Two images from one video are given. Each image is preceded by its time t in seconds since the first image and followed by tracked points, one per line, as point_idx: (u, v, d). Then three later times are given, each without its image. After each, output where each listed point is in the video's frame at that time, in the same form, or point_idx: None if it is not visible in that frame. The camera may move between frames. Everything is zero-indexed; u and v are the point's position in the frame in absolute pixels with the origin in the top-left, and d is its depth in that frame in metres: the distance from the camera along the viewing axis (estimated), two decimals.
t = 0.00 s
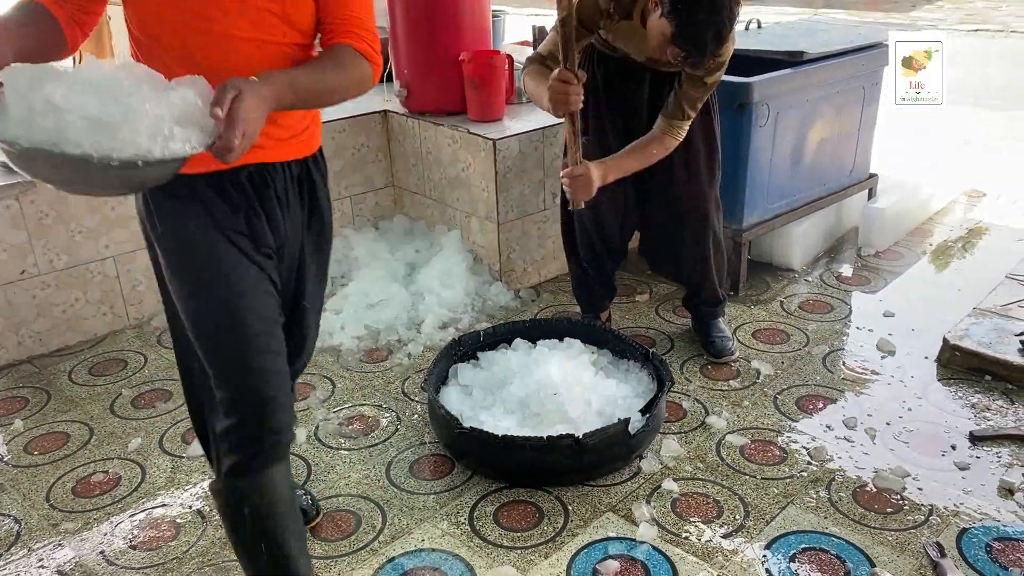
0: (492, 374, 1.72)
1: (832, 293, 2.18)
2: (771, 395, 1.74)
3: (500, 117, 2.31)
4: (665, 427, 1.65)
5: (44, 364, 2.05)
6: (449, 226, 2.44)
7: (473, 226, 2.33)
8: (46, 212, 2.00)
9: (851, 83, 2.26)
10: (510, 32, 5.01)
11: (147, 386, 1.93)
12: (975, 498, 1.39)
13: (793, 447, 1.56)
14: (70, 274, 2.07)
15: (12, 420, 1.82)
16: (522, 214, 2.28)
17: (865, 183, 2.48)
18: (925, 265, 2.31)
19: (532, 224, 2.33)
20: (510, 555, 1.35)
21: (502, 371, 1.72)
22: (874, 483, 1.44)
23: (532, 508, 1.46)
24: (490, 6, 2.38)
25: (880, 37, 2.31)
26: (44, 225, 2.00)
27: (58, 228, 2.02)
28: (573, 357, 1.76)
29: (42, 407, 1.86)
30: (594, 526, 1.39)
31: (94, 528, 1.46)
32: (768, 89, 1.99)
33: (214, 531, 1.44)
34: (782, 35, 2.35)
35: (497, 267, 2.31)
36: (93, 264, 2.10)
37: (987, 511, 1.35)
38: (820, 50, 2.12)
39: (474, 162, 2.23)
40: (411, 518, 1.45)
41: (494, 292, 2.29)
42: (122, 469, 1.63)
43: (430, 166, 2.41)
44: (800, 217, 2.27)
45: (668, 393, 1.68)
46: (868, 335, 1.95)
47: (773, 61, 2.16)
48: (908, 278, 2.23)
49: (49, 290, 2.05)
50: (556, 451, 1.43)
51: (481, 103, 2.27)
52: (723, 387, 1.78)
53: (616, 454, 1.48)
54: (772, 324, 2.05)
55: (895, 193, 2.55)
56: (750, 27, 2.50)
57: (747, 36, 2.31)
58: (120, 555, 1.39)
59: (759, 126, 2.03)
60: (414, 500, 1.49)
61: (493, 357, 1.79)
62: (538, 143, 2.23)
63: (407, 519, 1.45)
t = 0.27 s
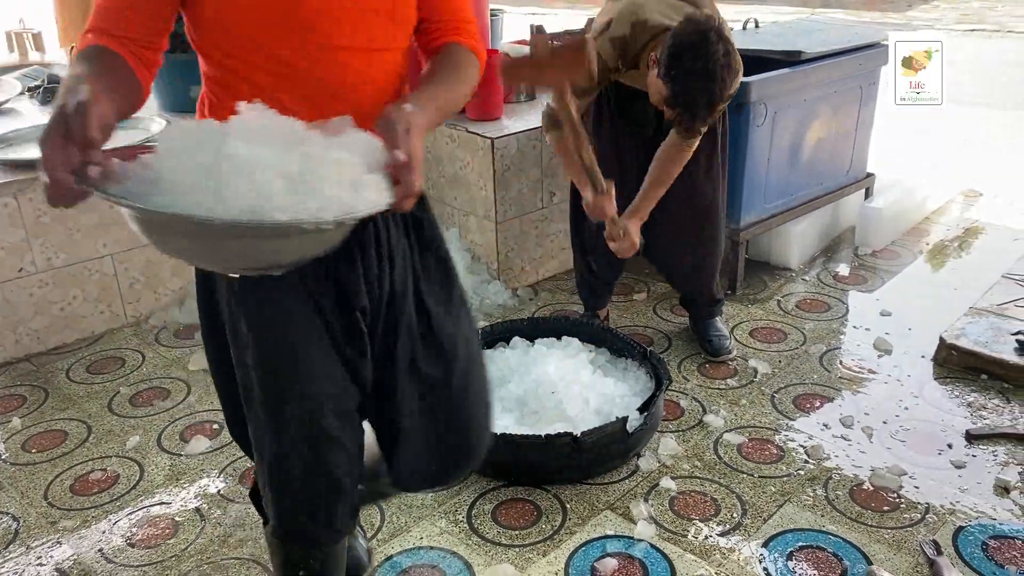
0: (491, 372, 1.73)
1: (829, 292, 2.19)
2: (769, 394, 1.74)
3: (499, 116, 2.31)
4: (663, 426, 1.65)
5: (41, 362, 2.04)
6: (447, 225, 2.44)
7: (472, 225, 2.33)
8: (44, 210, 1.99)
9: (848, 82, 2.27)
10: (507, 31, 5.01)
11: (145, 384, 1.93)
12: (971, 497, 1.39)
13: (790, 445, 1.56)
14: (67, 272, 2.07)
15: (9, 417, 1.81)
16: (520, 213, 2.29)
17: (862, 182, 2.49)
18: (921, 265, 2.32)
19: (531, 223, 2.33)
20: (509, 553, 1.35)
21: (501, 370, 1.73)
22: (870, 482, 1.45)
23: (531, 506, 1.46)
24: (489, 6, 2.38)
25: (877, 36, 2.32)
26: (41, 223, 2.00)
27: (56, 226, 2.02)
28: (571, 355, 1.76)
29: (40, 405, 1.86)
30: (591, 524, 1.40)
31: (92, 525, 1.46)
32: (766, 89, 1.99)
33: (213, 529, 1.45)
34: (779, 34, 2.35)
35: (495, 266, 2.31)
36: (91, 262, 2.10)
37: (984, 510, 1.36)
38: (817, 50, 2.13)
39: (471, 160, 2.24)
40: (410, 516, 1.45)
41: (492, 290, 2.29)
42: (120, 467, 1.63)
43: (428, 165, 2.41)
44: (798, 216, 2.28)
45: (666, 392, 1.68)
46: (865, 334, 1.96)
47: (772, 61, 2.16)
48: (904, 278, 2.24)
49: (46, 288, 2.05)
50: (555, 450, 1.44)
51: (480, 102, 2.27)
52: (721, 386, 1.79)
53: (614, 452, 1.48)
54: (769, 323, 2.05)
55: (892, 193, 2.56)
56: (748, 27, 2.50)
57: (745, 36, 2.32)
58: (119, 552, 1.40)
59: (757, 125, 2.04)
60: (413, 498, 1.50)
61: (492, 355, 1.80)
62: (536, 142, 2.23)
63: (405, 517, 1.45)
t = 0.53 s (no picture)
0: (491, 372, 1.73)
1: (828, 292, 2.19)
2: (769, 394, 1.75)
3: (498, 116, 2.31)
4: (663, 426, 1.66)
5: (41, 362, 2.04)
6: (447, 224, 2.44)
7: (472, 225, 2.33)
8: (44, 210, 1.99)
9: (848, 83, 2.27)
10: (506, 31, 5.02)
11: (144, 384, 1.93)
12: (970, 497, 1.40)
13: (790, 445, 1.57)
14: (67, 271, 2.07)
15: (9, 417, 1.81)
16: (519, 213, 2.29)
17: (861, 183, 2.49)
18: (919, 265, 2.32)
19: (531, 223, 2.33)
20: (510, 553, 1.35)
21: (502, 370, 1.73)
22: (870, 482, 1.45)
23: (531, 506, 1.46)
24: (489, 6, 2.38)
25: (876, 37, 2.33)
26: (41, 223, 2.00)
27: (56, 226, 2.02)
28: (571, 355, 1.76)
29: (39, 404, 1.86)
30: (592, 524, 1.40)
31: (93, 525, 1.46)
32: (766, 89, 2.00)
33: (213, 528, 1.45)
34: (779, 35, 2.36)
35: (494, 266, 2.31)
36: (90, 262, 2.10)
37: (983, 510, 1.36)
38: (817, 50, 2.13)
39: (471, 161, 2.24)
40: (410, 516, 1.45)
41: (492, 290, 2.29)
42: (120, 466, 1.63)
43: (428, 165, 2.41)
44: (797, 216, 2.28)
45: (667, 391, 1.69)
46: (865, 335, 1.96)
47: (771, 60, 2.17)
48: (903, 278, 2.24)
49: (46, 287, 2.05)
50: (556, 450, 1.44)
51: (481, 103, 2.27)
52: (721, 386, 1.79)
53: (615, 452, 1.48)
54: (769, 323, 2.06)
55: (890, 193, 2.56)
56: (747, 28, 2.50)
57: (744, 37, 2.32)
58: (119, 552, 1.39)
59: (757, 126, 2.04)
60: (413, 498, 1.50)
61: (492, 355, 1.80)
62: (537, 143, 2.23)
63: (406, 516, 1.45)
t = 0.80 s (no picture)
0: (492, 373, 1.73)
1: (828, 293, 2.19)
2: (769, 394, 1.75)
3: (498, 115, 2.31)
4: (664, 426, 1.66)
5: (40, 362, 2.04)
6: (447, 224, 2.44)
7: (472, 225, 2.33)
8: (44, 209, 1.99)
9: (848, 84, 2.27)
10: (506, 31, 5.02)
11: (145, 383, 1.93)
12: (971, 497, 1.40)
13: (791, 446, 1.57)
14: (67, 271, 2.07)
15: (8, 416, 1.81)
16: (519, 213, 2.29)
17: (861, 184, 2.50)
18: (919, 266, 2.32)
19: (531, 223, 2.33)
20: (510, 553, 1.35)
21: (502, 371, 1.73)
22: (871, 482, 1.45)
23: (532, 506, 1.46)
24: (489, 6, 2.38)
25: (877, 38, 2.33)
26: (41, 222, 2.00)
27: (56, 225, 2.02)
28: (571, 355, 1.77)
29: (39, 404, 1.86)
30: (592, 525, 1.40)
31: (93, 525, 1.46)
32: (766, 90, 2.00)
33: (214, 528, 1.44)
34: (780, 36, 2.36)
35: (494, 266, 2.31)
36: (90, 261, 2.09)
37: (984, 511, 1.37)
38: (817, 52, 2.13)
39: (471, 161, 2.24)
40: (411, 516, 1.45)
41: (492, 290, 2.29)
42: (120, 466, 1.63)
43: (428, 165, 2.41)
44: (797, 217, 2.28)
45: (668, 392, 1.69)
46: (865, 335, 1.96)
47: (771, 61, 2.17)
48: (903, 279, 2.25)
49: (46, 287, 2.05)
50: (557, 450, 1.44)
51: (482, 103, 2.27)
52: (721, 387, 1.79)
53: (616, 452, 1.48)
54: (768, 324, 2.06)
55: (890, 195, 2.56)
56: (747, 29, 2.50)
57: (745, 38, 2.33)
58: (119, 552, 1.39)
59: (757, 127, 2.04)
60: (414, 498, 1.50)
61: (492, 355, 1.80)
62: (537, 143, 2.23)
63: (406, 516, 1.45)
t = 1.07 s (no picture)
0: (490, 374, 1.73)
1: (826, 295, 2.20)
2: (767, 397, 1.75)
3: (497, 117, 2.32)
4: (662, 428, 1.66)
5: (40, 362, 2.04)
6: (446, 226, 2.44)
7: (471, 226, 2.34)
8: (43, 210, 1.99)
9: (846, 87, 2.28)
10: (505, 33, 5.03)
11: (144, 384, 1.93)
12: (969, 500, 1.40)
13: (788, 448, 1.57)
14: (66, 272, 2.07)
15: (8, 417, 1.81)
16: (518, 214, 2.29)
17: (859, 186, 2.50)
18: (916, 268, 2.33)
19: (529, 225, 2.34)
20: (509, 554, 1.35)
21: (501, 372, 1.73)
22: (869, 484, 1.45)
23: (531, 508, 1.47)
24: (488, 9, 2.38)
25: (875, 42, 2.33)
26: (41, 223, 2.00)
27: (56, 226, 2.02)
28: (568, 355, 1.77)
29: (38, 405, 1.86)
30: (591, 526, 1.40)
31: (92, 525, 1.46)
32: (764, 93, 2.00)
33: (213, 529, 1.45)
34: (779, 39, 2.36)
35: (493, 267, 2.32)
36: (90, 262, 2.10)
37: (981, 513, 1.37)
38: (815, 55, 2.14)
39: (470, 162, 2.24)
40: (410, 517, 1.46)
41: (491, 292, 2.29)
42: (120, 467, 1.63)
43: (427, 166, 2.41)
44: (795, 219, 2.29)
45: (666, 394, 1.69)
46: (863, 337, 1.97)
47: (770, 63, 2.17)
48: (901, 281, 2.25)
49: (45, 288, 2.05)
50: (556, 452, 1.44)
51: (481, 105, 2.27)
52: (719, 389, 1.79)
53: (615, 454, 1.49)
54: (766, 326, 2.06)
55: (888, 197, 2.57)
56: (746, 31, 2.51)
57: (743, 40, 2.33)
58: (119, 553, 1.39)
59: (755, 129, 2.04)
60: (413, 499, 1.50)
61: (491, 357, 1.80)
62: (536, 145, 2.24)
63: (405, 517, 1.45)
